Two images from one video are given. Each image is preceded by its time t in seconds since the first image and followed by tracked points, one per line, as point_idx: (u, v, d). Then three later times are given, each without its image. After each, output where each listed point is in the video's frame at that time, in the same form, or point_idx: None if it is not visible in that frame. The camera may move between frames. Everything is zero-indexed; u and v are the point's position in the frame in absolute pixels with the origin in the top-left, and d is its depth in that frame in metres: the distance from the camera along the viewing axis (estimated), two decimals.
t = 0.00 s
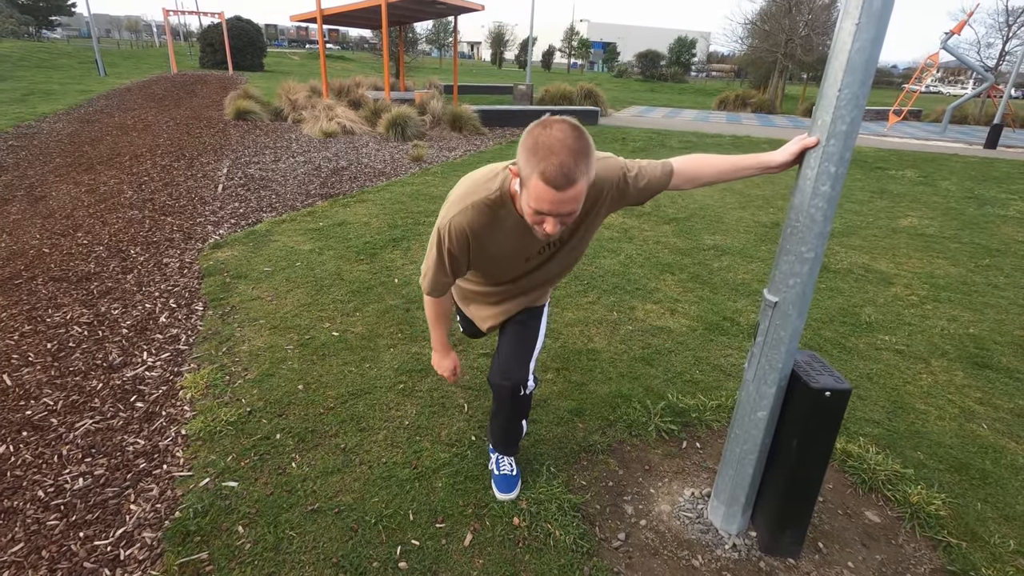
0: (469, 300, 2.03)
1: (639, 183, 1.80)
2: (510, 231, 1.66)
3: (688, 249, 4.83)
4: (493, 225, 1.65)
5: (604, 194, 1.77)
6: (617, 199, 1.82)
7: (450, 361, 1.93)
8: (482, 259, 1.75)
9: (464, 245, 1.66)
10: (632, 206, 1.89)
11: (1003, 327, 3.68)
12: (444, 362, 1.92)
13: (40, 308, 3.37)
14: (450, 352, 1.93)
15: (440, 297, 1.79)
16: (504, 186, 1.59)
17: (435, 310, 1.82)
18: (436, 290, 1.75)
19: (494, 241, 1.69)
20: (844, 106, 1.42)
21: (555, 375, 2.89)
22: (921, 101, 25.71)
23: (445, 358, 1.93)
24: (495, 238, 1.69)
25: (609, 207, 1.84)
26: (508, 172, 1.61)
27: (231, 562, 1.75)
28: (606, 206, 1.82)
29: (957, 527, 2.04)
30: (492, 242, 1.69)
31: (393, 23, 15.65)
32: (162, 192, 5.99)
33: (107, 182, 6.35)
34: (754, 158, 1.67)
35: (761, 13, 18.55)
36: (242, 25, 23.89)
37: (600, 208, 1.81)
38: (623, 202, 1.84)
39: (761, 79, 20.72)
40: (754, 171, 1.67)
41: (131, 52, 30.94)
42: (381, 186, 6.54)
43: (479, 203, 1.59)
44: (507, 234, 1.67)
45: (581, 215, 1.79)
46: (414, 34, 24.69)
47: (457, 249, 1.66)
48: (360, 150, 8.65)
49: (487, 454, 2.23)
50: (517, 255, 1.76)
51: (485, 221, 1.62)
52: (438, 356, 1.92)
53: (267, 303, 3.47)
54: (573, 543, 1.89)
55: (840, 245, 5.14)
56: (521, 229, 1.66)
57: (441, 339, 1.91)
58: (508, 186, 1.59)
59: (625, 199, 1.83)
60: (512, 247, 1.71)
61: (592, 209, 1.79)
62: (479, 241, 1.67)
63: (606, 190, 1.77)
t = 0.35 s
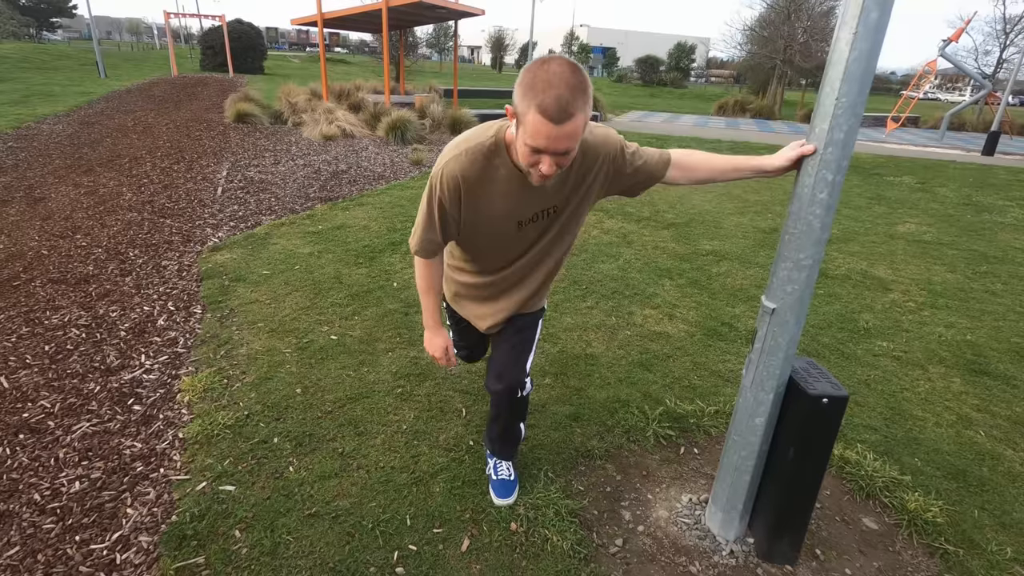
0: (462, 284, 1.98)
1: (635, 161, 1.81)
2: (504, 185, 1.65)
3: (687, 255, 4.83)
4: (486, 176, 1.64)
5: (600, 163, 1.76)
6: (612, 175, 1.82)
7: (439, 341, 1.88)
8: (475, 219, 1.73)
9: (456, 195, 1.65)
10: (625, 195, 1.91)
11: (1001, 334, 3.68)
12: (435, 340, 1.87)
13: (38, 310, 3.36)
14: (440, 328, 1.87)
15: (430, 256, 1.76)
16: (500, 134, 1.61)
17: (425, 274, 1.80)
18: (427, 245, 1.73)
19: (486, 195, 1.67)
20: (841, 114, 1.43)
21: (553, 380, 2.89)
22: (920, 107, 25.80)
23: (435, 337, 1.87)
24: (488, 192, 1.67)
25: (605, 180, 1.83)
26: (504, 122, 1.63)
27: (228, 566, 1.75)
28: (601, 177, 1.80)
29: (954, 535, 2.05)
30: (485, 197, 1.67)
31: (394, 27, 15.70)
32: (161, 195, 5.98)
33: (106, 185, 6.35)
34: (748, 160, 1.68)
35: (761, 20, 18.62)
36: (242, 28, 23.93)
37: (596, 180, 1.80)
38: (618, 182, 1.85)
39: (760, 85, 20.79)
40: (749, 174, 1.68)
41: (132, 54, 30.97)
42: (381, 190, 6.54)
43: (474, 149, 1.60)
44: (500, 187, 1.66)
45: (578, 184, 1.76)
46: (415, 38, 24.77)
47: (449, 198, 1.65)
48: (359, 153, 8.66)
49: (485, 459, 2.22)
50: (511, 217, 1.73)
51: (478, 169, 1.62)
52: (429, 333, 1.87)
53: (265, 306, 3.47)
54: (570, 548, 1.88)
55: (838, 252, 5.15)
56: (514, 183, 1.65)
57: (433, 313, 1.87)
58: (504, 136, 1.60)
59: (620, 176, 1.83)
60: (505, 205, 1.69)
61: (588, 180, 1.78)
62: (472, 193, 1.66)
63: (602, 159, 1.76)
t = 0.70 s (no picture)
0: (460, 265, 1.86)
1: (639, 133, 1.79)
2: (507, 132, 1.62)
3: (686, 258, 4.84)
4: (490, 120, 1.61)
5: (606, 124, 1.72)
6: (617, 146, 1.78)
7: (430, 309, 1.84)
8: (476, 172, 1.68)
9: (458, 139, 1.62)
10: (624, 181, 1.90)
11: (999, 340, 3.69)
12: (427, 304, 1.84)
13: (36, 310, 3.36)
14: (433, 294, 1.84)
15: (429, 208, 1.70)
16: (504, 79, 1.61)
17: (421, 233, 1.76)
18: (425, 194, 1.68)
19: (489, 143, 1.64)
20: (842, 119, 1.43)
21: (552, 384, 2.88)
22: (918, 113, 25.88)
23: (427, 302, 1.84)
24: (492, 138, 1.63)
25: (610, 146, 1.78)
26: (509, 69, 1.64)
27: (225, 569, 1.74)
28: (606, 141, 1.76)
29: (953, 540, 2.04)
30: (488, 145, 1.63)
31: (394, 30, 15.71)
32: (161, 196, 5.98)
33: (106, 185, 6.34)
34: (746, 160, 1.68)
35: (760, 25, 18.70)
36: (243, 30, 23.97)
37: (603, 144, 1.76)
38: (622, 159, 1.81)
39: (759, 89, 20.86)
40: (749, 174, 1.68)
41: (132, 55, 30.95)
42: (380, 192, 6.55)
43: (478, 91, 1.59)
44: (503, 133, 1.62)
45: (584, 145, 1.71)
46: (415, 41, 24.82)
47: (451, 141, 1.62)
48: (359, 155, 8.66)
49: (484, 462, 2.22)
50: (514, 171, 1.67)
51: (482, 112, 1.60)
52: (420, 297, 1.84)
53: (264, 307, 3.46)
54: (570, 552, 1.88)
55: (837, 256, 5.16)
56: (517, 130, 1.61)
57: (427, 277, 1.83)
58: (509, 80, 1.60)
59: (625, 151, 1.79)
60: (507, 157, 1.64)
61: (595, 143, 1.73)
62: (476, 137, 1.63)
63: (608, 121, 1.72)
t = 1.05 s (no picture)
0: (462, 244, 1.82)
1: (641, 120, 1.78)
2: (508, 96, 1.61)
3: (685, 262, 4.84)
4: (492, 85, 1.62)
5: (610, 101, 1.70)
6: (624, 124, 1.76)
7: (417, 282, 1.82)
8: (477, 140, 1.66)
9: (459, 103, 1.63)
10: (623, 174, 1.89)
11: (997, 345, 3.69)
12: (415, 277, 1.82)
13: (35, 311, 3.35)
14: (423, 266, 1.84)
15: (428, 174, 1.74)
16: (509, 47, 1.64)
17: (419, 202, 1.80)
18: (425, 159, 1.70)
19: (490, 107, 1.63)
20: (840, 125, 1.44)
21: (551, 387, 2.88)
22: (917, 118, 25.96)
23: (416, 275, 1.83)
24: (493, 103, 1.62)
25: (614, 127, 1.76)
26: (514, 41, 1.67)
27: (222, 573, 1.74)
28: (609, 119, 1.73)
29: (951, 546, 2.04)
30: (489, 108, 1.62)
31: (394, 33, 15.73)
32: (160, 197, 5.98)
33: (105, 187, 6.35)
34: (746, 161, 1.68)
35: (759, 30, 18.77)
36: (244, 33, 24.03)
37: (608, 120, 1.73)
38: (625, 140, 1.79)
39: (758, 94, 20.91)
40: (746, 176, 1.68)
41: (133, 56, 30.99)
42: (380, 195, 6.55)
43: (482, 57, 1.62)
44: (505, 97, 1.61)
45: (589, 117, 1.67)
46: (416, 44, 24.88)
47: (452, 104, 1.63)
48: (359, 158, 8.67)
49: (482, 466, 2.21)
50: (516, 138, 1.64)
51: (484, 75, 1.61)
52: (411, 269, 1.83)
53: (263, 310, 3.46)
54: (567, 557, 1.87)
55: (836, 261, 5.17)
56: (519, 94, 1.61)
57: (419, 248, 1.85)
58: (513, 48, 1.63)
59: (631, 131, 1.77)
60: (508, 122, 1.62)
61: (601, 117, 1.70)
62: (477, 102, 1.62)
63: (612, 99, 1.70)
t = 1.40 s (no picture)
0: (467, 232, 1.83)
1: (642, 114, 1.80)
2: (509, 80, 1.65)
3: (684, 265, 4.85)
4: (493, 70, 1.65)
5: (611, 88, 1.71)
6: (625, 114, 1.76)
7: (417, 268, 1.84)
8: (479, 123, 1.69)
9: (462, 88, 1.67)
10: (626, 170, 1.89)
11: (995, 349, 3.70)
12: (415, 263, 1.85)
13: (32, 312, 3.35)
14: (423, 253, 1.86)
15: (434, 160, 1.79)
16: (511, 36, 1.69)
17: (425, 192, 1.86)
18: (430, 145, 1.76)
19: (491, 90, 1.66)
20: (838, 129, 1.44)
21: (549, 390, 2.88)
22: (915, 122, 26.04)
23: (416, 260, 1.85)
24: (494, 87, 1.66)
25: (615, 118, 1.77)
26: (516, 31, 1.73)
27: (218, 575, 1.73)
28: (610, 108, 1.74)
29: (948, 550, 2.04)
30: (490, 92, 1.65)
31: (394, 35, 15.74)
32: (159, 199, 5.97)
33: (104, 188, 6.34)
34: (744, 163, 1.68)
35: (758, 34, 18.82)
36: (244, 35, 24.07)
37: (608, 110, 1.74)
38: (625, 134, 1.80)
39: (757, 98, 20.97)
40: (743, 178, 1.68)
41: (132, 57, 31.00)
42: (379, 197, 6.56)
43: (485, 45, 1.68)
44: (506, 81, 1.65)
45: (590, 102, 1.68)
46: (415, 47, 24.91)
47: (453, 89, 1.68)
48: (358, 160, 8.67)
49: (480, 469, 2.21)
50: (516, 120, 1.65)
51: (485, 61, 1.65)
52: (411, 256, 1.86)
53: (261, 312, 3.45)
54: (565, 560, 1.87)
55: (834, 265, 5.17)
56: (519, 77, 1.64)
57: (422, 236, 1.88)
58: (515, 36, 1.68)
59: (632, 122, 1.78)
60: (509, 104, 1.64)
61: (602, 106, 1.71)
62: (479, 86, 1.66)
63: (612, 88, 1.72)
